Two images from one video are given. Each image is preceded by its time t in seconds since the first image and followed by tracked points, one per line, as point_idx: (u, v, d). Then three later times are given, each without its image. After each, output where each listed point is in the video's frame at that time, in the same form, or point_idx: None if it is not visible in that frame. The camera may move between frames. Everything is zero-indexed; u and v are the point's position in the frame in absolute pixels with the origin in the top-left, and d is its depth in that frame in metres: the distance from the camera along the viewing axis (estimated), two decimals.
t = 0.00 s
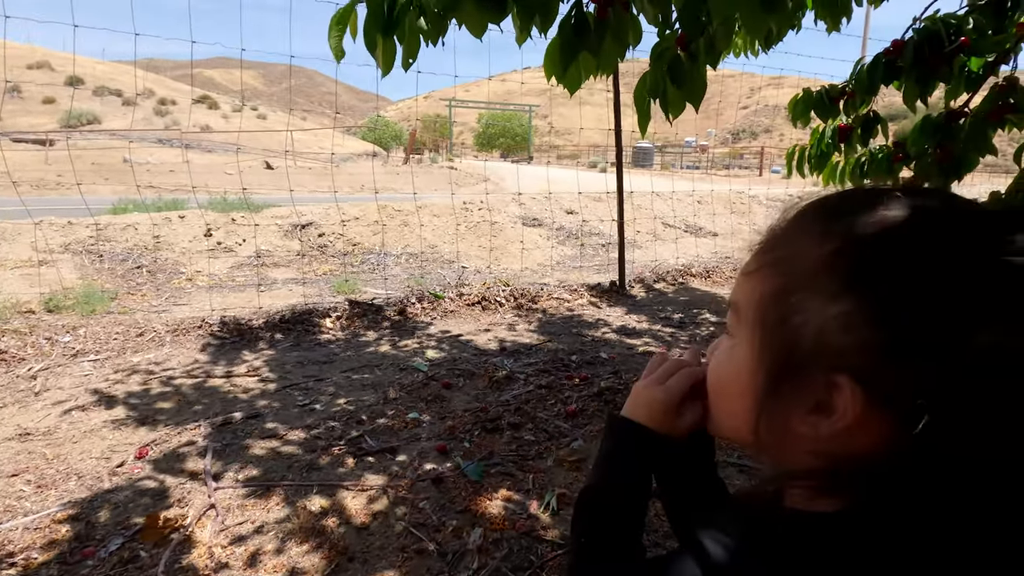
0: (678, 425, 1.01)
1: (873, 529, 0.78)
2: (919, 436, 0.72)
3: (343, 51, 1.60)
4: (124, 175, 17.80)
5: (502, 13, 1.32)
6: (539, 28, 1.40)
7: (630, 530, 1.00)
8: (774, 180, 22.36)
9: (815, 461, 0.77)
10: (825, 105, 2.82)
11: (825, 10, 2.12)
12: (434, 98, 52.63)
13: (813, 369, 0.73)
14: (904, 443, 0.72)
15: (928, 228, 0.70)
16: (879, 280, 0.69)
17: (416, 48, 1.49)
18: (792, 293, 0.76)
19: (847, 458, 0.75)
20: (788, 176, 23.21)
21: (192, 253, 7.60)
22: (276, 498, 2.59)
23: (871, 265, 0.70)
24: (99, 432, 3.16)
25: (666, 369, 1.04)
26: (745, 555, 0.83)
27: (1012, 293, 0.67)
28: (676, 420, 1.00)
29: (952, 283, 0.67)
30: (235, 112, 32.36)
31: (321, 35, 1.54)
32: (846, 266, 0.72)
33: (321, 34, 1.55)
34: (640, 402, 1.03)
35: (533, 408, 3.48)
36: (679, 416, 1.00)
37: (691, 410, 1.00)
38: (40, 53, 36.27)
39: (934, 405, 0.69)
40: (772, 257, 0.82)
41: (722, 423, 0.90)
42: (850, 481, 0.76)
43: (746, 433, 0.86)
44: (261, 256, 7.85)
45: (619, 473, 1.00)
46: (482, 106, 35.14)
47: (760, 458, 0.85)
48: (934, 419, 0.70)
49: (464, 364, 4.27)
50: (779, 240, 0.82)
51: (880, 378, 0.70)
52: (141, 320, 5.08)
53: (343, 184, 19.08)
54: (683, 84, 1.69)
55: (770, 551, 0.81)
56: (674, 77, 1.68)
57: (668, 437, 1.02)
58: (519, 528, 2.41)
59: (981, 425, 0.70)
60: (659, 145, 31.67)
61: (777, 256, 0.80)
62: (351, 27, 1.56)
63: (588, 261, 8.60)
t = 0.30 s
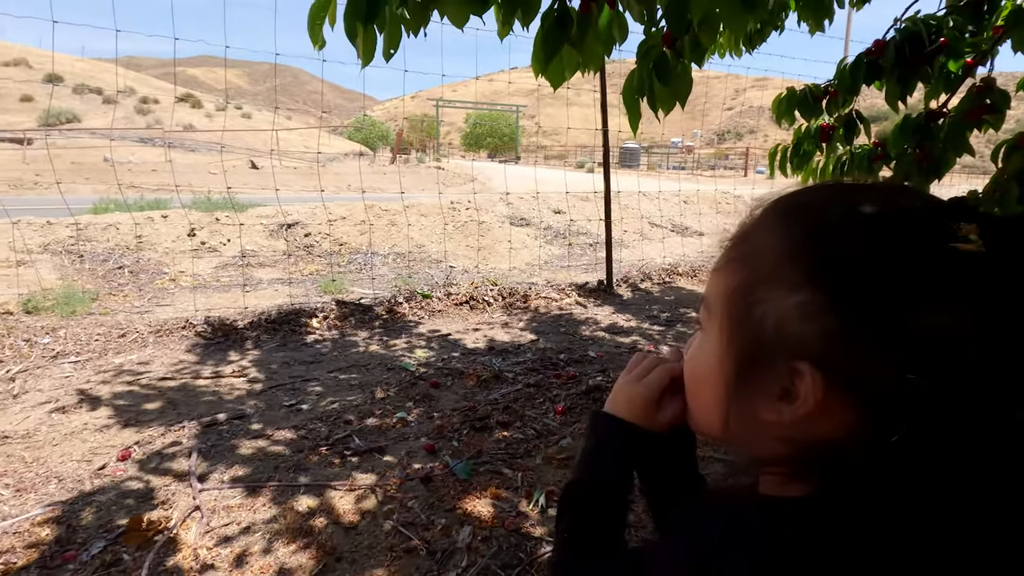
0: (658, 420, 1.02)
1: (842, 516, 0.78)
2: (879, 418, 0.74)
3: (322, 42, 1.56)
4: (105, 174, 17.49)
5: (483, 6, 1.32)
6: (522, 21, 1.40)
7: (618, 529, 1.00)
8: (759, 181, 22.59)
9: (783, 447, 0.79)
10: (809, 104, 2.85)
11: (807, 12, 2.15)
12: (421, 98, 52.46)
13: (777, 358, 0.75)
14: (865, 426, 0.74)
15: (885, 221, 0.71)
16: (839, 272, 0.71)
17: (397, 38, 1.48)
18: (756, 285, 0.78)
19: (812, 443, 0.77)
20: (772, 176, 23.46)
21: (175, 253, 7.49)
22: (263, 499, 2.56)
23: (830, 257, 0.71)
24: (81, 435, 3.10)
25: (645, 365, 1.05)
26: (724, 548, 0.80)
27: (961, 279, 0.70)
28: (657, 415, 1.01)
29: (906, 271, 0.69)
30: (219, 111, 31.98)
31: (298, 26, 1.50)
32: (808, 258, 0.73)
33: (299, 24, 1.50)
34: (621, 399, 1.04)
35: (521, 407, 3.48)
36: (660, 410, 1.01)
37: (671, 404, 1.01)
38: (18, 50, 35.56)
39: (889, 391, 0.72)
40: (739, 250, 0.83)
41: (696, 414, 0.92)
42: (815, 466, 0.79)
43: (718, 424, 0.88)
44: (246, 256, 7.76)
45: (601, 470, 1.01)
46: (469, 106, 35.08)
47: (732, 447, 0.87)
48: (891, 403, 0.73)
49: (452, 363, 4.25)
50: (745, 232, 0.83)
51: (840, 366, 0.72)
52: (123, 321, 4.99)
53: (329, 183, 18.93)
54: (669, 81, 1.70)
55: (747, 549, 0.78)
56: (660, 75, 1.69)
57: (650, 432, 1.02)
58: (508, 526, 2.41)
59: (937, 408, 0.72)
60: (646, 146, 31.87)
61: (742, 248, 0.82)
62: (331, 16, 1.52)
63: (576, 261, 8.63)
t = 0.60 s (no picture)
0: (631, 420, 1.03)
1: (803, 510, 0.78)
2: (836, 410, 0.76)
3: (311, 47, 1.56)
4: (88, 173, 17.22)
5: (475, 10, 1.34)
6: (512, 24, 1.40)
7: (598, 519, 1.03)
8: (746, 181, 22.77)
9: (746, 440, 0.81)
10: (792, 104, 2.87)
11: (793, 13, 2.17)
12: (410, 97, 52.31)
13: (738, 353, 0.77)
14: (822, 417, 0.77)
15: (842, 219, 0.73)
16: (799, 270, 0.72)
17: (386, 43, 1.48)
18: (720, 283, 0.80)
19: (772, 434, 0.79)
20: (759, 177, 23.63)
21: (160, 253, 7.41)
22: (250, 502, 2.55)
23: (790, 255, 0.73)
24: (64, 438, 3.07)
25: (618, 366, 1.06)
26: (702, 542, 0.77)
27: (911, 275, 0.72)
28: (629, 413, 1.03)
29: (862, 268, 0.70)
30: (205, 110, 31.65)
31: (287, 29, 1.50)
32: (769, 256, 0.75)
33: (288, 28, 1.50)
34: (593, 401, 1.06)
35: (510, 407, 3.50)
36: (632, 408, 1.03)
37: (644, 403, 1.02)
38: None
39: (843, 381, 0.74)
40: (704, 250, 0.85)
41: (667, 410, 0.94)
42: (776, 457, 0.80)
43: (685, 418, 0.90)
44: (233, 257, 7.70)
45: (575, 468, 1.03)
46: (458, 105, 35.03)
47: (698, 440, 0.89)
48: (845, 395, 0.75)
49: (441, 363, 4.25)
50: (709, 233, 0.86)
51: (797, 359, 0.74)
52: (107, 323, 4.93)
53: (317, 182, 18.80)
54: (655, 83, 1.72)
55: (725, 543, 0.76)
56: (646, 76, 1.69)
57: (623, 432, 1.03)
58: (496, 526, 2.42)
59: (886, 397, 0.76)
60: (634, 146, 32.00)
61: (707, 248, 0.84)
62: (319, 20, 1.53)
63: (565, 261, 8.65)
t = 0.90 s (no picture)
0: (624, 421, 1.04)
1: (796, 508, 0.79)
2: (826, 406, 0.78)
3: (307, 55, 1.56)
4: (72, 172, 16.95)
5: (470, 17, 1.33)
6: (508, 30, 1.41)
7: (592, 515, 1.04)
8: (735, 180, 22.90)
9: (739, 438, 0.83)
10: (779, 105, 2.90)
11: (780, 14, 2.18)
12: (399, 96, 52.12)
13: (731, 352, 0.79)
14: (814, 414, 0.79)
15: (826, 221, 0.75)
16: (790, 270, 0.74)
17: (383, 51, 1.48)
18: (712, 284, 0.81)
19: (765, 431, 0.81)
20: (747, 176, 23.77)
21: (147, 253, 7.33)
22: (240, 504, 2.53)
23: (780, 255, 0.74)
24: (50, 442, 3.03)
25: (611, 367, 1.07)
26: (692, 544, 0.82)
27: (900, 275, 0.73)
28: (623, 413, 1.04)
29: (850, 267, 0.73)
30: (192, 108, 31.31)
31: (284, 38, 1.50)
32: (759, 255, 0.76)
33: (285, 37, 1.51)
34: (587, 402, 1.07)
35: (501, 407, 3.50)
36: (625, 409, 1.04)
37: (636, 405, 1.04)
38: None
39: (832, 378, 0.76)
40: (694, 252, 0.86)
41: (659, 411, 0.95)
42: (770, 454, 0.82)
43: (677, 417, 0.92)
44: (221, 257, 7.63)
45: (568, 469, 1.04)
46: (448, 104, 34.94)
47: (691, 439, 0.91)
48: (834, 391, 0.77)
49: (432, 364, 4.25)
50: (697, 237, 0.87)
51: (788, 356, 0.76)
52: (93, 324, 4.87)
53: (306, 181, 18.65)
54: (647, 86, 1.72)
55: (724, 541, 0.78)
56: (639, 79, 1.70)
57: (617, 432, 1.05)
58: (488, 526, 2.42)
59: (876, 395, 0.77)
60: (624, 146, 32.09)
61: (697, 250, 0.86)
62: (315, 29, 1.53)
63: (555, 260, 8.66)
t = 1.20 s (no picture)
0: (642, 418, 1.04)
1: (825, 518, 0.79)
2: (857, 412, 0.77)
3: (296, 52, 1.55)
4: (58, 172, 16.74)
5: (461, 15, 1.33)
6: (499, 28, 1.40)
7: (602, 511, 1.06)
8: (726, 180, 22.98)
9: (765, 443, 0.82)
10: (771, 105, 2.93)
11: (771, 14, 2.20)
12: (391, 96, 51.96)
13: (761, 355, 0.78)
14: (845, 420, 0.78)
15: (856, 218, 0.74)
16: (825, 269, 0.73)
17: (372, 48, 1.47)
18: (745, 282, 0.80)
19: (793, 437, 0.80)
20: (739, 176, 23.85)
21: (135, 254, 7.25)
22: (231, 506, 2.51)
23: (815, 254, 0.74)
24: (37, 444, 2.99)
25: (628, 364, 1.07)
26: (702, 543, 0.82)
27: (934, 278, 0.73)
28: (641, 411, 1.04)
29: (891, 269, 0.72)
30: (181, 107, 31.05)
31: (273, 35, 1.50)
32: (792, 255, 0.75)
33: (274, 34, 1.50)
34: (601, 398, 1.07)
35: (494, 406, 3.50)
36: (641, 407, 1.04)
37: (653, 403, 1.03)
38: None
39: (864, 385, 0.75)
40: (724, 248, 0.85)
41: (680, 409, 0.95)
42: (794, 462, 0.82)
43: (699, 417, 0.91)
44: (211, 257, 7.56)
45: (579, 465, 1.05)
46: (440, 104, 34.85)
47: (713, 440, 0.90)
48: (864, 398, 0.76)
49: (425, 363, 4.23)
50: (728, 233, 0.86)
51: (820, 363, 0.75)
52: (81, 325, 4.82)
53: (298, 181, 18.54)
54: (640, 85, 1.73)
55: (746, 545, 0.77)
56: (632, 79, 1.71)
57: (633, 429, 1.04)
58: (481, 525, 2.41)
59: (903, 403, 0.76)
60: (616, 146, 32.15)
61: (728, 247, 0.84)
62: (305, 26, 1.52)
63: (548, 260, 8.66)
